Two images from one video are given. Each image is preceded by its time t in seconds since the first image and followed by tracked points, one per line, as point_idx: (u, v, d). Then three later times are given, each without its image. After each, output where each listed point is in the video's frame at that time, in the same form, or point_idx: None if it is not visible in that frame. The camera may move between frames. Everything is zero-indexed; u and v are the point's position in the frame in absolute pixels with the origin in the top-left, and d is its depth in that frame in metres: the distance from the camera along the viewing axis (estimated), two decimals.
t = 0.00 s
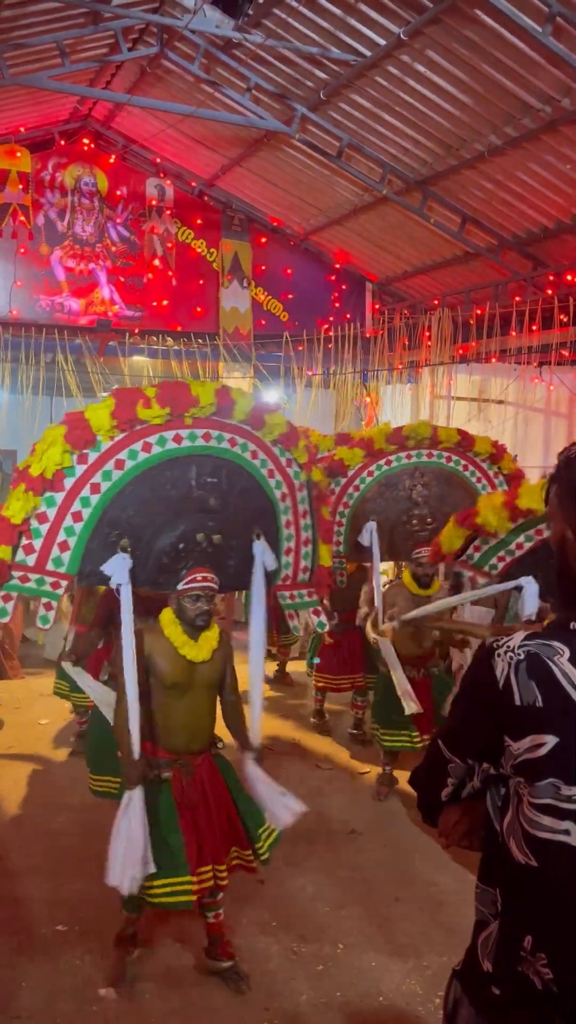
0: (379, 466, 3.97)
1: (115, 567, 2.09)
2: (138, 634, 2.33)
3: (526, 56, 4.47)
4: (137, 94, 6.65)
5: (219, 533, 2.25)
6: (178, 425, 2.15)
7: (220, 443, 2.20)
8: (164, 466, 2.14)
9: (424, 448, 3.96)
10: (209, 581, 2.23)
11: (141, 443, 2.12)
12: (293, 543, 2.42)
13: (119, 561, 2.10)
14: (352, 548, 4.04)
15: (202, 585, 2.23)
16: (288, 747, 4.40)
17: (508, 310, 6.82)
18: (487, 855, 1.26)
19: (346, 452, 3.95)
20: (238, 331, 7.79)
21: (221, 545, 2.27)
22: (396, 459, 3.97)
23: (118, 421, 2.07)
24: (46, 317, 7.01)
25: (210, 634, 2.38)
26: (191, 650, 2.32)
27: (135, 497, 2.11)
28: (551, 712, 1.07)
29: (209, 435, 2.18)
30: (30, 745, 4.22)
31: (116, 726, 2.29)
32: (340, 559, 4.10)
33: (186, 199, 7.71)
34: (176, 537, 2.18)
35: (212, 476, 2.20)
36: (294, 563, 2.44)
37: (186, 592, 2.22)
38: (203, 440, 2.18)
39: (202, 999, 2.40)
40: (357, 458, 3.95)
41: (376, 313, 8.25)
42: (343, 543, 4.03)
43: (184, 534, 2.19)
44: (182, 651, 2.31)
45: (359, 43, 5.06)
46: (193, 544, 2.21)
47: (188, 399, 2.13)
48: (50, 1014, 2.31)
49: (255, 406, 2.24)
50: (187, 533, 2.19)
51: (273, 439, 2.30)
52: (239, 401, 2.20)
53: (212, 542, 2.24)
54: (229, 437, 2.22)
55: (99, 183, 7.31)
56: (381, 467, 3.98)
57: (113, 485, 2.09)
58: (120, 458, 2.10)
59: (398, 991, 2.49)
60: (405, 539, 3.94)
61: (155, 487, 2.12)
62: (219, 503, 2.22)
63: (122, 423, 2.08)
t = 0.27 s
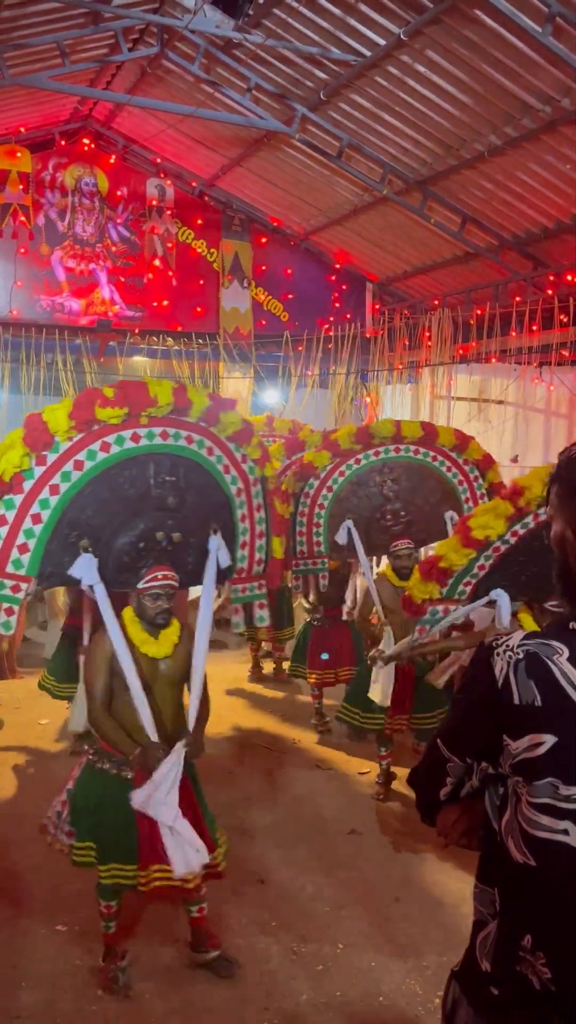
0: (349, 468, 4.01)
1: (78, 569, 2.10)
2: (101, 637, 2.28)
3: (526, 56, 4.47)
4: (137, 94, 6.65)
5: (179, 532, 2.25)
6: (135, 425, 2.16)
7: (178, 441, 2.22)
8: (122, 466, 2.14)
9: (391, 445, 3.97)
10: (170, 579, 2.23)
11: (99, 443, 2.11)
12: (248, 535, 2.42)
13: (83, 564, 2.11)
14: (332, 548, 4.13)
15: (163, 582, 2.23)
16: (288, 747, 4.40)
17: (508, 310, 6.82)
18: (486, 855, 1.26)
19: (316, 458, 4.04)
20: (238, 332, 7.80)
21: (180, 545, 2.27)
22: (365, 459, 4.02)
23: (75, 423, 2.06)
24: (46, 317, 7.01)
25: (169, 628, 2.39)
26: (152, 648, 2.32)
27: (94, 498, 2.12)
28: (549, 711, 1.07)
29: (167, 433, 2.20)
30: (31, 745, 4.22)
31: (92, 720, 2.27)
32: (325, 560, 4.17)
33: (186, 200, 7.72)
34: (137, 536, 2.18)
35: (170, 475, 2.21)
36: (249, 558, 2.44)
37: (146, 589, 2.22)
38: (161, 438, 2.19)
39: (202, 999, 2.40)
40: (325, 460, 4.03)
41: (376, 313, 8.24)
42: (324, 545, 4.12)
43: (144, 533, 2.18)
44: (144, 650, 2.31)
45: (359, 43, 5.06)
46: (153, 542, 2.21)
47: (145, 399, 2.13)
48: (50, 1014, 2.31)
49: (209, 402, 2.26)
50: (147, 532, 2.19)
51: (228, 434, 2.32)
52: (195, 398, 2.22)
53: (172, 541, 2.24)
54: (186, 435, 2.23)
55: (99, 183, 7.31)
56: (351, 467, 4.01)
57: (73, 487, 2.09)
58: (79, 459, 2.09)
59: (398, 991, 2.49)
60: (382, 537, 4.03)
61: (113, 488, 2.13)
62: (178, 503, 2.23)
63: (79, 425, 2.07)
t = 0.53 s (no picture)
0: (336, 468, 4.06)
1: (50, 572, 2.09)
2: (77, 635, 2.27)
3: (527, 56, 4.46)
4: (138, 94, 6.65)
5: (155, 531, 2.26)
6: (107, 426, 2.17)
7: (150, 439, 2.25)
8: (95, 469, 2.15)
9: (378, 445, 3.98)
10: (148, 579, 2.23)
11: (71, 446, 2.12)
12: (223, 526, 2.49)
13: (55, 566, 2.10)
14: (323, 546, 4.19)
15: (141, 581, 2.22)
16: (289, 747, 4.40)
17: (509, 310, 6.82)
18: (485, 857, 1.26)
19: (304, 458, 4.10)
20: (239, 332, 7.81)
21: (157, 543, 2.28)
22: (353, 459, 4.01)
23: (47, 429, 2.06)
24: (47, 318, 7.02)
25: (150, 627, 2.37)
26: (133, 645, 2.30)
27: (68, 501, 2.11)
28: (549, 712, 1.07)
29: (138, 432, 2.22)
30: (32, 745, 4.22)
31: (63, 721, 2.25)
32: (315, 556, 4.23)
33: (187, 200, 7.71)
34: (113, 537, 2.16)
35: (144, 475, 2.22)
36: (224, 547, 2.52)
37: (126, 588, 2.21)
38: (133, 438, 2.21)
39: (202, 999, 2.40)
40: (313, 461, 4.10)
41: (377, 313, 8.24)
42: (313, 543, 4.18)
43: (122, 533, 2.17)
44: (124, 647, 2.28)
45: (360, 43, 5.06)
46: (130, 542, 2.20)
47: (116, 400, 2.15)
48: (50, 1014, 2.31)
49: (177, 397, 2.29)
50: (123, 533, 2.17)
51: (199, 429, 2.37)
52: (166, 397, 2.26)
53: (148, 541, 2.25)
54: (158, 433, 2.27)
55: (100, 183, 7.31)
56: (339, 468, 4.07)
57: (45, 491, 2.09)
58: (51, 465, 2.09)
59: (398, 992, 2.49)
60: (369, 534, 4.06)
61: (86, 491, 2.13)
62: (153, 502, 2.25)
63: (51, 430, 2.07)
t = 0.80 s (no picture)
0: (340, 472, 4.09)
1: (34, 572, 2.11)
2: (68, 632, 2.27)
3: (529, 56, 4.46)
4: (140, 94, 6.66)
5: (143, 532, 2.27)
6: (93, 431, 2.22)
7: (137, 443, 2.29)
8: (80, 473, 2.19)
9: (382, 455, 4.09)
10: (136, 579, 2.18)
11: (57, 452, 2.17)
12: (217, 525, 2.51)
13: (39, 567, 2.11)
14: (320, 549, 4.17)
15: (129, 582, 2.18)
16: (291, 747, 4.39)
17: (511, 310, 6.81)
18: (486, 859, 1.26)
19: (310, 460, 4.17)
20: (240, 332, 7.81)
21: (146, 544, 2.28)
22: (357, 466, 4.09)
23: (31, 435, 2.12)
24: (48, 318, 7.03)
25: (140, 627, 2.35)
26: (123, 643, 2.29)
27: (54, 505, 2.15)
28: (550, 715, 1.07)
29: (126, 436, 2.26)
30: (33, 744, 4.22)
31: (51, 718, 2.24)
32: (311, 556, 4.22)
33: (189, 200, 7.71)
34: (100, 537, 2.17)
35: (130, 476, 2.26)
36: (219, 544, 2.53)
37: (113, 592, 2.16)
38: (119, 441, 2.25)
39: (203, 999, 2.40)
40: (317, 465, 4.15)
41: (379, 313, 8.23)
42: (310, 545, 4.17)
43: (109, 534, 2.18)
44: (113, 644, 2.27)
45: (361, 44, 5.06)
46: (118, 543, 2.19)
47: (101, 405, 2.20)
48: (52, 1014, 2.31)
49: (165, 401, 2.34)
50: (110, 534, 2.18)
51: (190, 429, 2.42)
52: (153, 401, 2.30)
53: (136, 543, 2.25)
54: (146, 436, 2.31)
55: (101, 184, 7.32)
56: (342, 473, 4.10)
57: (32, 496, 2.13)
58: (37, 471, 2.14)
59: (400, 992, 2.48)
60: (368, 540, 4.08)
61: (72, 494, 2.17)
62: (141, 503, 2.27)
63: (35, 436, 2.13)
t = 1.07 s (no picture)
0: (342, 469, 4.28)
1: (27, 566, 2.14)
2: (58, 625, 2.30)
3: (530, 56, 4.45)
4: (141, 94, 6.66)
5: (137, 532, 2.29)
6: (91, 430, 2.23)
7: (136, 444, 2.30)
8: (77, 470, 2.21)
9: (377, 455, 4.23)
10: (126, 579, 2.22)
11: (54, 448, 2.19)
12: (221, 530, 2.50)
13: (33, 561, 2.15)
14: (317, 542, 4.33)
15: (119, 581, 2.21)
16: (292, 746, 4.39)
17: (512, 309, 6.81)
18: (487, 859, 1.25)
19: (313, 457, 4.42)
20: (242, 331, 7.82)
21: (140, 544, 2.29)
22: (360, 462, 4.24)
23: (28, 430, 2.14)
24: (50, 318, 7.04)
25: (129, 626, 2.35)
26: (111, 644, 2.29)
27: (49, 500, 2.18)
28: (550, 715, 1.07)
29: (125, 437, 2.27)
30: (35, 744, 4.22)
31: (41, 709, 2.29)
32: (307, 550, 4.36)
33: (190, 200, 7.71)
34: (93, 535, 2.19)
35: (127, 476, 2.28)
36: (223, 551, 2.52)
37: (104, 587, 2.21)
38: (118, 442, 2.27)
39: (204, 999, 2.40)
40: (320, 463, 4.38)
41: (380, 313, 8.23)
42: (308, 539, 4.32)
43: (102, 533, 2.21)
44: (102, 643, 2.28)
45: (363, 43, 5.06)
46: (110, 542, 2.22)
47: (99, 407, 2.21)
48: (53, 1014, 2.31)
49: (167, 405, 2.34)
50: (103, 533, 2.21)
51: (193, 434, 2.41)
52: (153, 404, 2.30)
53: (129, 543, 2.26)
54: (147, 438, 2.32)
55: (103, 184, 7.31)
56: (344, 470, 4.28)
57: (28, 490, 2.16)
58: (34, 465, 2.17)
59: (401, 993, 2.48)
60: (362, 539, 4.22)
61: (68, 491, 2.20)
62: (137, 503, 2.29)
63: (31, 432, 2.15)
